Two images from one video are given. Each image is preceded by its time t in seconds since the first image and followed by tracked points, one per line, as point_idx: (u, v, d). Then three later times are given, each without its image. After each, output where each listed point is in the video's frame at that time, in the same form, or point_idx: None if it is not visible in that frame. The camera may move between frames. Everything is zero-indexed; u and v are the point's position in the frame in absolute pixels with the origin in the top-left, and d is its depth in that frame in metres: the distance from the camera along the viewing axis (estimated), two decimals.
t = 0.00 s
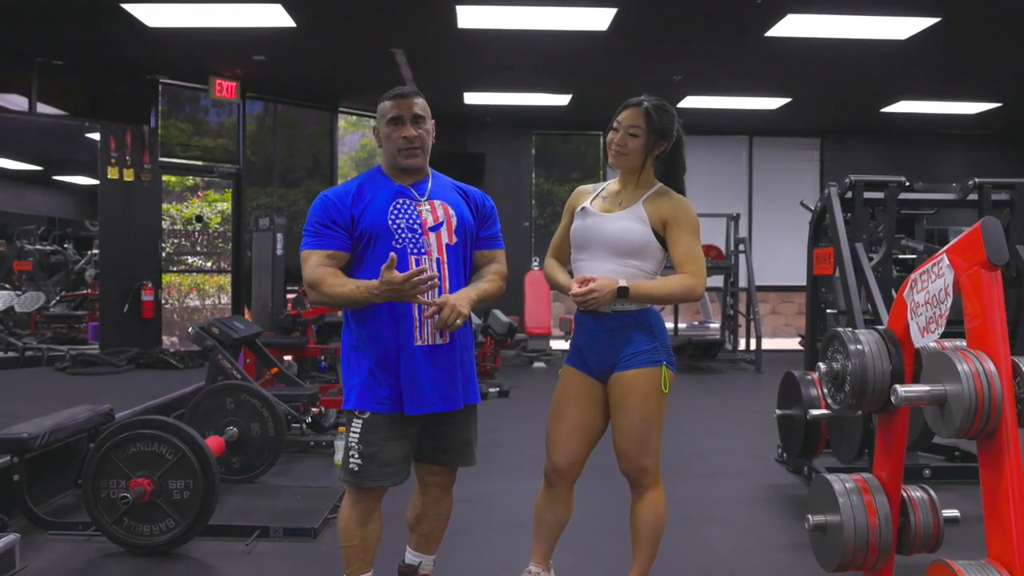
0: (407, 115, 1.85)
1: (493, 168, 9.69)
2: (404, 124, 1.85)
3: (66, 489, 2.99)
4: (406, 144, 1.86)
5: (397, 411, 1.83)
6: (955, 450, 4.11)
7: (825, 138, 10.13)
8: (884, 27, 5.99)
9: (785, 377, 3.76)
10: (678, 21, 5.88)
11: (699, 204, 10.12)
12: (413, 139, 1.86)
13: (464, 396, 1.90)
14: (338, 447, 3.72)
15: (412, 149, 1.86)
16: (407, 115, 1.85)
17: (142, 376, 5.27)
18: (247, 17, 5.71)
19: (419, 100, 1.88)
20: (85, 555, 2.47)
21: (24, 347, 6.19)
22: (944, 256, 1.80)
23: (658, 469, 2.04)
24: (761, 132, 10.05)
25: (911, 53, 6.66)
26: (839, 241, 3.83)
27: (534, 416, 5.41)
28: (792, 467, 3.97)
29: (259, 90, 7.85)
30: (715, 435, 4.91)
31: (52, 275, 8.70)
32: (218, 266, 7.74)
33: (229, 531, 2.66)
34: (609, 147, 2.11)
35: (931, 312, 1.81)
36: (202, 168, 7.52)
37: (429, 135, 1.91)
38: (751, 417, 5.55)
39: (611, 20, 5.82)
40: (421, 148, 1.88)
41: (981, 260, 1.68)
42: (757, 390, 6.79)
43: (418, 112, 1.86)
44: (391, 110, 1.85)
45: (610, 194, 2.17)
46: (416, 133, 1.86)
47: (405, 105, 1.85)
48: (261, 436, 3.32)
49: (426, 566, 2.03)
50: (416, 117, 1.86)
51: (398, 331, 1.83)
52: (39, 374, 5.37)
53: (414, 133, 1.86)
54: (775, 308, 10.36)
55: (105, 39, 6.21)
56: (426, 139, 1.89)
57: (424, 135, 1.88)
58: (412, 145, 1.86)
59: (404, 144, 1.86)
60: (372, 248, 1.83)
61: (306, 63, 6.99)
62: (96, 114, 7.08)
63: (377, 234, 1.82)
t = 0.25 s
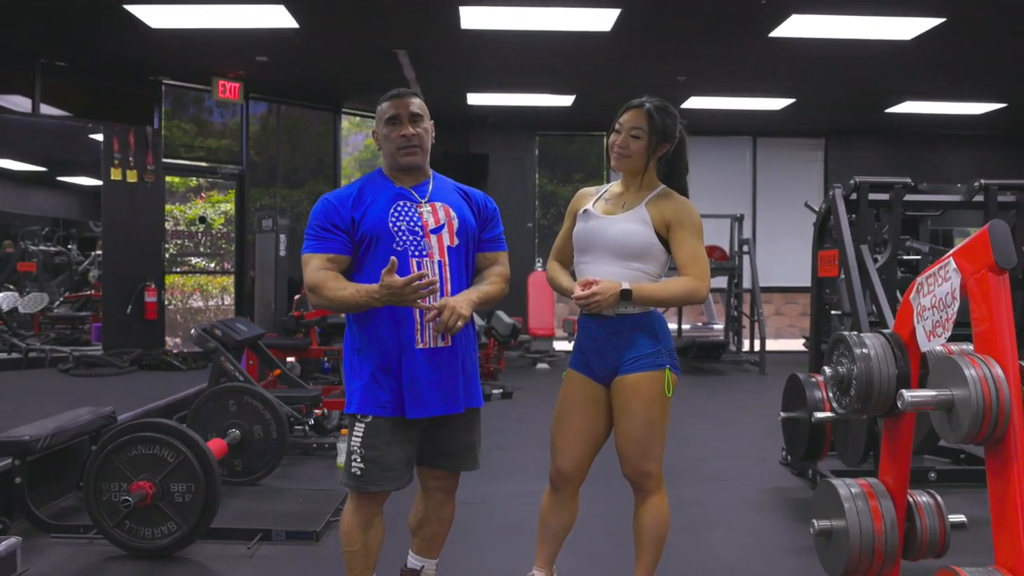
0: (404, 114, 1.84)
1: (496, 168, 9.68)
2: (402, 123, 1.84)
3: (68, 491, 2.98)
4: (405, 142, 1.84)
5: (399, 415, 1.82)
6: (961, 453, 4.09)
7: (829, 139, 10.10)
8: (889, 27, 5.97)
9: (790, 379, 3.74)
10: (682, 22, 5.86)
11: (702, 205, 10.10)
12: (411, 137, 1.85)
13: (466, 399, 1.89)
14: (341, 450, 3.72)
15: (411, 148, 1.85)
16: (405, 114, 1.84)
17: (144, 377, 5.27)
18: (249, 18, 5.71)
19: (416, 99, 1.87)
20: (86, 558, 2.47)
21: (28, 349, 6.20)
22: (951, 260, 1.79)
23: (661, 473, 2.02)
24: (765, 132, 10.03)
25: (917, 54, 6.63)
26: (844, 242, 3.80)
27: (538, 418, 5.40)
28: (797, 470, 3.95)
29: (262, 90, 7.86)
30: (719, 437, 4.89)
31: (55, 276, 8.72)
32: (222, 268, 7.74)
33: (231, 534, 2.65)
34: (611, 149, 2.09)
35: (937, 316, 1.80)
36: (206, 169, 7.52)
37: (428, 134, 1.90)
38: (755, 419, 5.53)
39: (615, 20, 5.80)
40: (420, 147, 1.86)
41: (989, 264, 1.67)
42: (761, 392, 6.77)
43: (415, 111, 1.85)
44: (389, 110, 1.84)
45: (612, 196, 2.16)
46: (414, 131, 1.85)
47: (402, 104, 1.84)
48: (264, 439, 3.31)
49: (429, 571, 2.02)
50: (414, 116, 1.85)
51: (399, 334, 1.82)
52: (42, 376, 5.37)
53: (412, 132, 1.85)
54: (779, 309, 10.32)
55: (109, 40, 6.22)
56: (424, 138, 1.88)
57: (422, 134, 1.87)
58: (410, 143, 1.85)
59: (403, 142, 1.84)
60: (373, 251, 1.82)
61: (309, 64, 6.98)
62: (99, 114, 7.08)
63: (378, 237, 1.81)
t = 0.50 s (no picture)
0: (408, 116, 1.83)
1: (501, 169, 9.67)
2: (406, 125, 1.83)
3: (72, 493, 2.98)
4: (409, 145, 1.84)
5: (405, 417, 1.81)
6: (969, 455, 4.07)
7: (834, 139, 10.07)
8: (895, 27, 5.94)
9: (796, 381, 3.72)
10: (686, 22, 5.84)
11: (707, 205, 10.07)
12: (415, 140, 1.84)
13: (471, 401, 1.88)
14: (345, 451, 3.71)
15: (415, 149, 1.84)
16: (409, 117, 1.84)
17: (150, 378, 5.27)
18: (254, 18, 5.71)
19: (419, 101, 1.86)
20: (90, 560, 2.47)
21: (33, 349, 6.21)
22: (960, 263, 1.78)
23: (667, 477, 2.01)
24: (770, 132, 10.00)
25: (923, 53, 6.60)
26: (850, 244, 3.77)
27: (542, 419, 5.39)
28: (803, 472, 3.93)
29: (267, 91, 7.87)
30: (725, 439, 4.87)
31: (61, 277, 8.74)
32: (227, 268, 7.75)
33: (235, 536, 2.65)
34: (615, 151, 2.08)
35: (946, 319, 1.79)
36: (210, 169, 7.52)
37: (431, 136, 1.89)
38: (761, 420, 5.51)
39: (620, 20, 5.79)
40: (424, 149, 1.86)
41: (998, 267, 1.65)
42: (766, 393, 6.75)
43: (419, 113, 1.84)
44: (392, 112, 1.83)
45: (617, 198, 2.15)
46: (418, 133, 1.84)
47: (405, 106, 1.83)
48: (268, 440, 3.31)
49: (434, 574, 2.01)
50: (417, 118, 1.84)
51: (405, 337, 1.81)
52: (47, 377, 5.38)
53: (416, 134, 1.84)
54: (784, 310, 10.26)
55: (114, 41, 6.22)
56: (428, 140, 1.87)
57: (425, 136, 1.86)
58: (415, 145, 1.84)
59: (407, 145, 1.84)
60: (378, 254, 1.82)
61: (313, 64, 6.98)
62: (104, 114, 7.09)
63: (382, 239, 1.81)
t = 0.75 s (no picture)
0: (415, 117, 1.82)
1: (506, 169, 9.66)
2: (413, 126, 1.82)
3: (78, 494, 2.99)
4: (416, 146, 1.82)
5: (411, 420, 1.80)
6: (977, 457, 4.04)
7: (840, 139, 10.03)
8: (902, 27, 5.92)
9: (803, 382, 3.70)
10: (692, 22, 5.82)
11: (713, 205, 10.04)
12: (422, 141, 1.82)
13: (478, 403, 1.87)
14: (351, 452, 3.71)
15: (422, 151, 1.83)
16: (416, 118, 1.82)
17: (155, 379, 5.28)
18: (259, 19, 5.72)
19: (426, 103, 1.84)
20: (97, 561, 2.47)
21: (39, 350, 6.23)
22: (971, 265, 1.76)
23: (675, 479, 2.00)
24: (776, 132, 9.97)
25: (930, 53, 6.57)
26: (857, 245, 3.74)
27: (548, 420, 5.38)
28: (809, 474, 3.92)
29: (272, 91, 7.88)
30: (731, 440, 4.85)
31: (67, 277, 8.76)
32: (232, 268, 7.76)
33: (241, 538, 2.65)
34: (621, 152, 2.07)
35: (956, 321, 1.78)
36: (216, 170, 7.53)
37: (439, 138, 1.87)
38: (767, 421, 5.49)
39: (626, 20, 5.77)
40: (431, 151, 1.84)
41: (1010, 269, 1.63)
42: (772, 393, 6.74)
43: (426, 114, 1.82)
44: (399, 114, 1.82)
45: (624, 200, 2.13)
46: (426, 134, 1.82)
47: (413, 107, 1.82)
48: (274, 441, 3.31)
49: None
50: (425, 120, 1.82)
51: (411, 338, 1.80)
52: (53, 377, 5.39)
53: (423, 135, 1.82)
54: (790, 310, 10.21)
55: (120, 42, 6.24)
56: (435, 142, 1.85)
57: (433, 137, 1.84)
58: (422, 147, 1.82)
59: (414, 146, 1.82)
60: (385, 255, 1.81)
61: (319, 65, 6.99)
62: (109, 115, 7.10)
63: (389, 240, 1.80)
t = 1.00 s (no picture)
0: (426, 113, 1.81)
1: (513, 169, 9.65)
2: (424, 122, 1.81)
3: (86, 494, 2.99)
4: (427, 142, 1.82)
5: (417, 420, 1.79)
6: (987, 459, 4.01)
7: (848, 139, 9.99)
8: (911, 26, 5.89)
9: (811, 384, 3.68)
10: (699, 22, 5.81)
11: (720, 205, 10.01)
12: (433, 137, 1.82)
13: (484, 403, 1.86)
14: (357, 453, 3.70)
15: (432, 147, 1.82)
16: (427, 113, 1.82)
17: (163, 379, 5.29)
18: (266, 19, 5.72)
19: (437, 100, 1.84)
20: (104, 562, 2.47)
21: (46, 350, 6.26)
22: (982, 266, 1.74)
23: (682, 481, 1.99)
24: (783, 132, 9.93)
25: (939, 52, 6.53)
26: (866, 245, 3.71)
27: (555, 420, 5.37)
28: (817, 476, 3.90)
29: (279, 91, 7.88)
30: (739, 441, 4.83)
31: (75, 277, 8.79)
32: (239, 268, 7.77)
33: (248, 538, 2.65)
34: (627, 153, 2.06)
35: (967, 323, 1.77)
36: (223, 170, 7.55)
37: (449, 135, 1.87)
38: (775, 422, 5.46)
39: (632, 20, 5.76)
40: (442, 147, 1.84)
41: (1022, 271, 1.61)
42: (779, 394, 6.71)
43: (437, 110, 1.82)
44: (410, 110, 1.82)
45: (631, 201, 2.12)
46: (437, 130, 1.82)
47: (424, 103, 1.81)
48: (280, 442, 3.31)
49: None
50: (436, 116, 1.82)
51: (418, 337, 1.79)
52: (61, 377, 5.41)
53: (434, 131, 1.82)
54: (798, 310, 10.18)
55: (127, 42, 6.25)
56: (446, 138, 1.85)
57: (444, 134, 1.84)
58: (433, 142, 1.82)
59: (425, 142, 1.82)
60: (392, 252, 1.80)
61: (325, 65, 6.99)
62: (117, 115, 7.12)
63: (397, 237, 1.79)
